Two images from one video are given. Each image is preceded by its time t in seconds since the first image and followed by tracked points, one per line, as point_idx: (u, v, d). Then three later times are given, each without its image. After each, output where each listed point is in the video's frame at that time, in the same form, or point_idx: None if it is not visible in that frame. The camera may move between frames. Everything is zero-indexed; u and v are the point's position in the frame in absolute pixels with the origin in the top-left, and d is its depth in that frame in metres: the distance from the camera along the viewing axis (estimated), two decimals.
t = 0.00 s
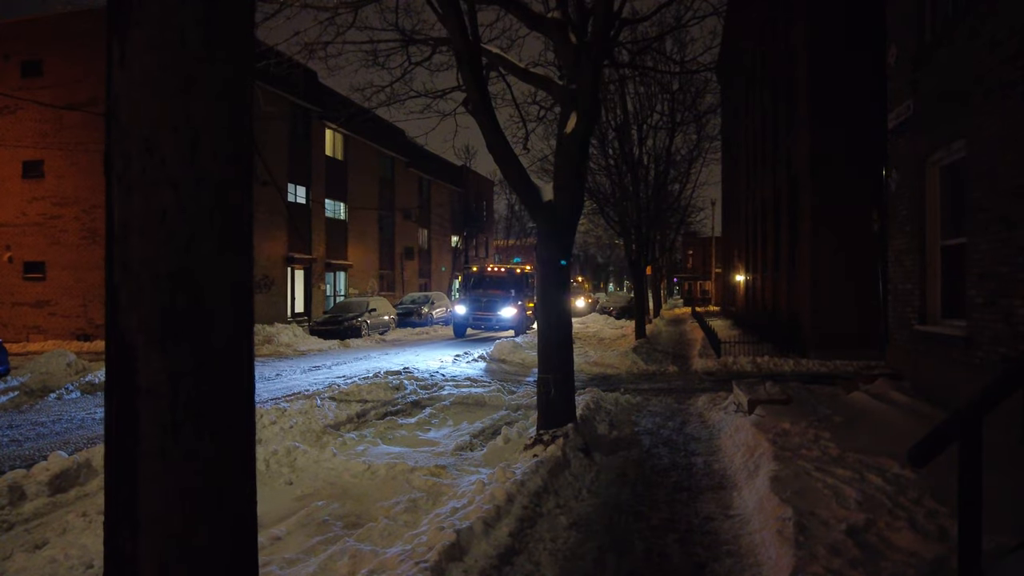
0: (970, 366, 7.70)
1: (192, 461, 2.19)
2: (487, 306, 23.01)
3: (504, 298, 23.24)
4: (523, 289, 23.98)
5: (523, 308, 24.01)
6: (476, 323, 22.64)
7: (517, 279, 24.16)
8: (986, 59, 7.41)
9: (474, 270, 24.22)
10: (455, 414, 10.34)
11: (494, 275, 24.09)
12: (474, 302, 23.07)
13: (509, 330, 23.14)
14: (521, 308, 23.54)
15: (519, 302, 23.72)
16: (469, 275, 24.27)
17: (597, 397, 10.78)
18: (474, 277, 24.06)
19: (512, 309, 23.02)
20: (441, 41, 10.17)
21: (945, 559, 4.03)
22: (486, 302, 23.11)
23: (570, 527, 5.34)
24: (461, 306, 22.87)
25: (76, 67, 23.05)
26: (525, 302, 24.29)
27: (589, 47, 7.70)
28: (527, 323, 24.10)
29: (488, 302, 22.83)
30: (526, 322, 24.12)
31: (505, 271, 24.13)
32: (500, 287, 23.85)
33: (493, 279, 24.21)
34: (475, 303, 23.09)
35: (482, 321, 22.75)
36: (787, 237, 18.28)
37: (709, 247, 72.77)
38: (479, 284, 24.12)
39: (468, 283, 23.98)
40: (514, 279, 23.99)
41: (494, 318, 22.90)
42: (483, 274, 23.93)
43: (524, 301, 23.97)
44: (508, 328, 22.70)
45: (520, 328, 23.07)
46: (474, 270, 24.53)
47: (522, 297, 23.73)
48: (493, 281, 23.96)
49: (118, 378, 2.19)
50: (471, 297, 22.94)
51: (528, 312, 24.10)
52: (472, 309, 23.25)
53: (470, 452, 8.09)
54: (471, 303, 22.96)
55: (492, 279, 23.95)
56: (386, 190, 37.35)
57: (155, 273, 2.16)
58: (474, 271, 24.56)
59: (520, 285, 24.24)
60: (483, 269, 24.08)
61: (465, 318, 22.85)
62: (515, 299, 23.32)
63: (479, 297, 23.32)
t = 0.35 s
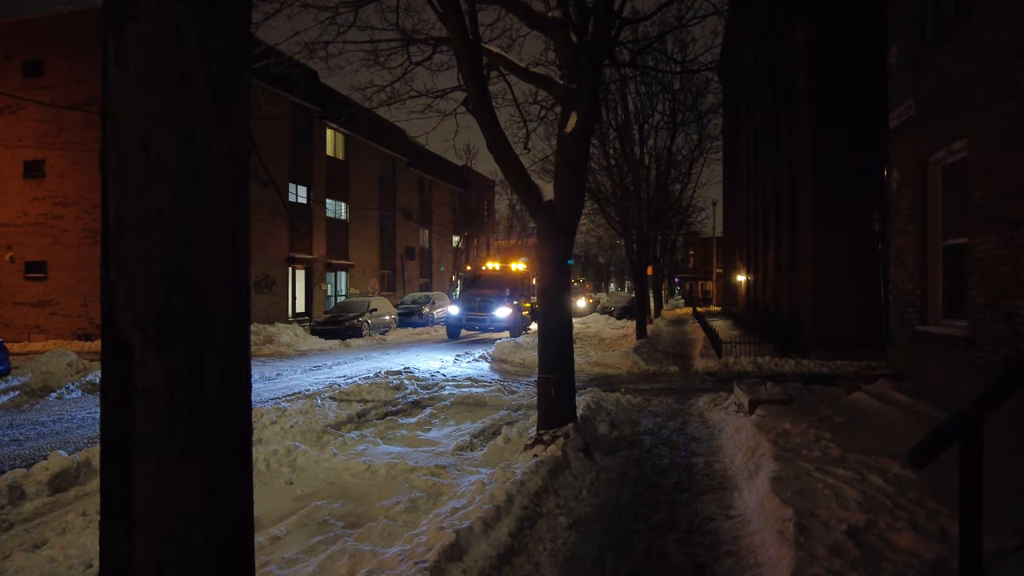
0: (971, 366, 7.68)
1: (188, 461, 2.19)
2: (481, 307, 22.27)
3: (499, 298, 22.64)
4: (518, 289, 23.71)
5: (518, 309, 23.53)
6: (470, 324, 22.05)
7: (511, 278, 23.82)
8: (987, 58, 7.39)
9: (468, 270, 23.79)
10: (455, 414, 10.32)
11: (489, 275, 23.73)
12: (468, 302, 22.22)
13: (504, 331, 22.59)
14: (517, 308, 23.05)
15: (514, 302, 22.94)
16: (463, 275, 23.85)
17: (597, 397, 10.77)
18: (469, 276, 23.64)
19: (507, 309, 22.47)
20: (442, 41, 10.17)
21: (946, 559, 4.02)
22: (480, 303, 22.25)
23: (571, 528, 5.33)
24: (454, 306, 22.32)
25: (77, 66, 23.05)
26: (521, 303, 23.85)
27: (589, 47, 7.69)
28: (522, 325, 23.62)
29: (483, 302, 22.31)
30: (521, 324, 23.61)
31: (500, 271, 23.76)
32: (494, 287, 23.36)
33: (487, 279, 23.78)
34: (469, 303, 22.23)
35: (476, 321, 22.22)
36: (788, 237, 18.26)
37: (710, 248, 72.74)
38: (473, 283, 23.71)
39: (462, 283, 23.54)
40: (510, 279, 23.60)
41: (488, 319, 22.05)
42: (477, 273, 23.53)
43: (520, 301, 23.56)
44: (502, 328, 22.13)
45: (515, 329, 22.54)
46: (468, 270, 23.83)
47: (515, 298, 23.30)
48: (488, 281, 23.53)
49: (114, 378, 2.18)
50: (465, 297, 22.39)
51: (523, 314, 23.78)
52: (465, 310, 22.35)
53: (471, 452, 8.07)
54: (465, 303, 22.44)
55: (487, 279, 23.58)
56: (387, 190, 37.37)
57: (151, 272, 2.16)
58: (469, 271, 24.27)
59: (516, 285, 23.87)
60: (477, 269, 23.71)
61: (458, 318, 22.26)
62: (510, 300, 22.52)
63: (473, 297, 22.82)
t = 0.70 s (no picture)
0: (973, 366, 7.68)
1: (189, 462, 2.19)
2: (474, 307, 21.61)
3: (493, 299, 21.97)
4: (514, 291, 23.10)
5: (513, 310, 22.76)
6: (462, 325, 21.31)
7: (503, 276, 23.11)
8: (989, 58, 7.39)
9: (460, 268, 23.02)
10: (457, 414, 10.33)
11: (483, 274, 23.02)
12: (460, 303, 21.56)
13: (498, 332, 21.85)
14: (511, 309, 22.31)
15: (508, 304, 22.26)
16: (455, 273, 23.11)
17: (598, 397, 10.77)
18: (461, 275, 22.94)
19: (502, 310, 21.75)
20: (443, 41, 10.18)
21: (947, 559, 4.02)
22: (473, 303, 21.60)
23: (571, 528, 5.33)
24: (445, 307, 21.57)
25: (78, 66, 23.07)
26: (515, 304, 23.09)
27: (590, 48, 7.68)
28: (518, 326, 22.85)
29: (476, 302, 21.58)
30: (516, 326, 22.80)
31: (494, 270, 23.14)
32: (488, 287, 22.65)
33: (480, 279, 23.11)
34: (461, 304, 21.57)
35: (469, 322, 21.48)
36: (790, 237, 18.25)
37: (711, 248, 72.71)
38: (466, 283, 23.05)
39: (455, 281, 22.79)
40: (504, 279, 22.98)
41: (481, 320, 21.38)
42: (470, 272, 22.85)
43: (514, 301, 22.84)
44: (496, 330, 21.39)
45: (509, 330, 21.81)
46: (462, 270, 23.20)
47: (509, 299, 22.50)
48: (482, 280, 22.87)
49: (114, 378, 2.18)
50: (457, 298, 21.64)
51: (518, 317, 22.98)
52: (458, 311, 21.67)
53: (472, 452, 8.07)
54: (457, 304, 21.59)
55: (482, 278, 22.89)
56: (388, 190, 37.40)
57: (153, 272, 2.16)
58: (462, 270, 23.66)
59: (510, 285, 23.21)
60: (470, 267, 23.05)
61: (449, 319, 21.50)
62: (505, 301, 21.85)
63: (466, 297, 21.97)
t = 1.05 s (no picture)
0: (975, 366, 7.68)
1: (194, 461, 2.19)
2: (465, 308, 21.01)
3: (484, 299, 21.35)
4: (507, 292, 22.49)
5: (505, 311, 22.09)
6: (452, 327, 20.77)
7: (496, 275, 22.46)
8: (991, 58, 7.39)
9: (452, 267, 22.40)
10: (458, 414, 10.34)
11: (476, 273, 22.40)
12: (451, 304, 20.99)
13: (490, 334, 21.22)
14: (504, 310, 21.65)
15: (501, 304, 21.62)
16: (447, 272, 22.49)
17: (600, 397, 10.78)
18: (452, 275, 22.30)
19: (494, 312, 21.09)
20: (446, 41, 10.20)
21: (950, 559, 4.02)
22: (464, 304, 21.00)
23: (573, 527, 5.33)
24: (436, 308, 21.02)
25: (80, 67, 23.11)
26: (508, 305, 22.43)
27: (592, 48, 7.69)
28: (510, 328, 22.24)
29: (467, 303, 20.93)
30: (509, 328, 22.16)
31: (487, 269, 22.49)
32: (481, 287, 22.00)
33: (474, 278, 22.47)
34: (451, 305, 20.99)
35: (460, 324, 20.90)
36: (792, 237, 18.24)
37: (712, 248, 72.68)
38: (458, 283, 22.40)
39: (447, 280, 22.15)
40: (498, 279, 22.33)
41: (472, 322, 20.80)
42: (463, 271, 22.22)
43: (508, 302, 22.25)
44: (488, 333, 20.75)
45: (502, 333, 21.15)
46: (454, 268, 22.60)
47: (501, 300, 21.84)
48: (475, 280, 22.24)
49: (120, 378, 2.19)
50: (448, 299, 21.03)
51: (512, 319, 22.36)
52: (448, 312, 21.13)
53: (474, 452, 8.08)
54: (447, 305, 21.03)
55: (474, 278, 22.23)
56: (390, 190, 37.42)
57: (159, 271, 2.16)
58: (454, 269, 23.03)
59: (502, 286, 22.56)
60: (463, 266, 22.42)
61: (440, 320, 20.96)
62: (497, 302, 21.21)
63: (457, 298, 21.36)
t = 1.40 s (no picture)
0: (977, 365, 7.67)
1: (196, 461, 2.19)
2: (457, 310, 19.78)
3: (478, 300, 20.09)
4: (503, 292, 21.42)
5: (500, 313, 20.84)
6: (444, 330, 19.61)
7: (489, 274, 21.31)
8: (994, 57, 7.37)
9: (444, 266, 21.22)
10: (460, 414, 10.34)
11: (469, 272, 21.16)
12: (441, 305, 19.79)
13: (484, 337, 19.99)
14: (498, 311, 20.41)
15: (495, 305, 20.34)
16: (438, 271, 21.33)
17: (601, 397, 10.78)
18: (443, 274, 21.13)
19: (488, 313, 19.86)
20: (447, 41, 10.19)
21: (952, 559, 4.02)
22: (456, 306, 19.77)
23: (575, 527, 5.33)
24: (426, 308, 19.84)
25: (82, 67, 23.12)
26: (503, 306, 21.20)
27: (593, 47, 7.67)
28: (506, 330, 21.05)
29: (460, 304, 19.72)
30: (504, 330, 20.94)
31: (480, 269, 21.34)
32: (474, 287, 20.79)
33: (467, 278, 21.34)
34: (442, 306, 19.78)
35: (451, 326, 19.70)
36: (794, 237, 18.23)
37: (713, 247, 72.63)
38: (451, 283, 21.22)
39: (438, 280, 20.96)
40: (492, 278, 21.19)
41: (464, 324, 19.55)
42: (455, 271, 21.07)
43: (503, 304, 20.99)
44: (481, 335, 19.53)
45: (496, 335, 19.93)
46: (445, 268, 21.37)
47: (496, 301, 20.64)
48: (468, 280, 21.07)
49: (122, 377, 2.19)
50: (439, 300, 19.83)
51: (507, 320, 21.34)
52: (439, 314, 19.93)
53: (475, 451, 8.09)
54: (438, 306, 19.82)
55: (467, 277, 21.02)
56: (391, 190, 37.44)
57: (161, 271, 2.17)
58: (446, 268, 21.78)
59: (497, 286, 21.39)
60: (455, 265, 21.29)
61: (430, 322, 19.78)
62: (491, 303, 19.92)
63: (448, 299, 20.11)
